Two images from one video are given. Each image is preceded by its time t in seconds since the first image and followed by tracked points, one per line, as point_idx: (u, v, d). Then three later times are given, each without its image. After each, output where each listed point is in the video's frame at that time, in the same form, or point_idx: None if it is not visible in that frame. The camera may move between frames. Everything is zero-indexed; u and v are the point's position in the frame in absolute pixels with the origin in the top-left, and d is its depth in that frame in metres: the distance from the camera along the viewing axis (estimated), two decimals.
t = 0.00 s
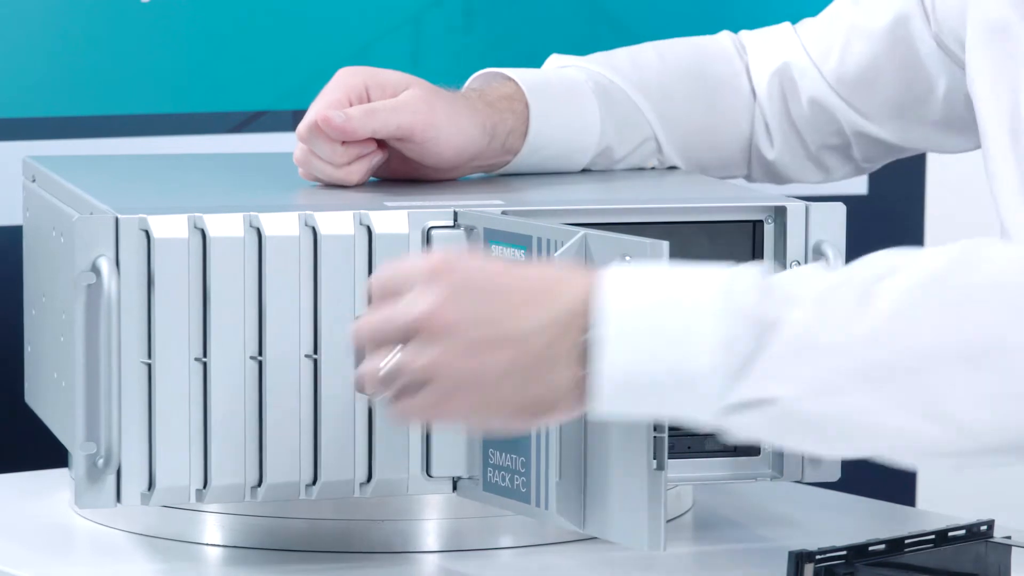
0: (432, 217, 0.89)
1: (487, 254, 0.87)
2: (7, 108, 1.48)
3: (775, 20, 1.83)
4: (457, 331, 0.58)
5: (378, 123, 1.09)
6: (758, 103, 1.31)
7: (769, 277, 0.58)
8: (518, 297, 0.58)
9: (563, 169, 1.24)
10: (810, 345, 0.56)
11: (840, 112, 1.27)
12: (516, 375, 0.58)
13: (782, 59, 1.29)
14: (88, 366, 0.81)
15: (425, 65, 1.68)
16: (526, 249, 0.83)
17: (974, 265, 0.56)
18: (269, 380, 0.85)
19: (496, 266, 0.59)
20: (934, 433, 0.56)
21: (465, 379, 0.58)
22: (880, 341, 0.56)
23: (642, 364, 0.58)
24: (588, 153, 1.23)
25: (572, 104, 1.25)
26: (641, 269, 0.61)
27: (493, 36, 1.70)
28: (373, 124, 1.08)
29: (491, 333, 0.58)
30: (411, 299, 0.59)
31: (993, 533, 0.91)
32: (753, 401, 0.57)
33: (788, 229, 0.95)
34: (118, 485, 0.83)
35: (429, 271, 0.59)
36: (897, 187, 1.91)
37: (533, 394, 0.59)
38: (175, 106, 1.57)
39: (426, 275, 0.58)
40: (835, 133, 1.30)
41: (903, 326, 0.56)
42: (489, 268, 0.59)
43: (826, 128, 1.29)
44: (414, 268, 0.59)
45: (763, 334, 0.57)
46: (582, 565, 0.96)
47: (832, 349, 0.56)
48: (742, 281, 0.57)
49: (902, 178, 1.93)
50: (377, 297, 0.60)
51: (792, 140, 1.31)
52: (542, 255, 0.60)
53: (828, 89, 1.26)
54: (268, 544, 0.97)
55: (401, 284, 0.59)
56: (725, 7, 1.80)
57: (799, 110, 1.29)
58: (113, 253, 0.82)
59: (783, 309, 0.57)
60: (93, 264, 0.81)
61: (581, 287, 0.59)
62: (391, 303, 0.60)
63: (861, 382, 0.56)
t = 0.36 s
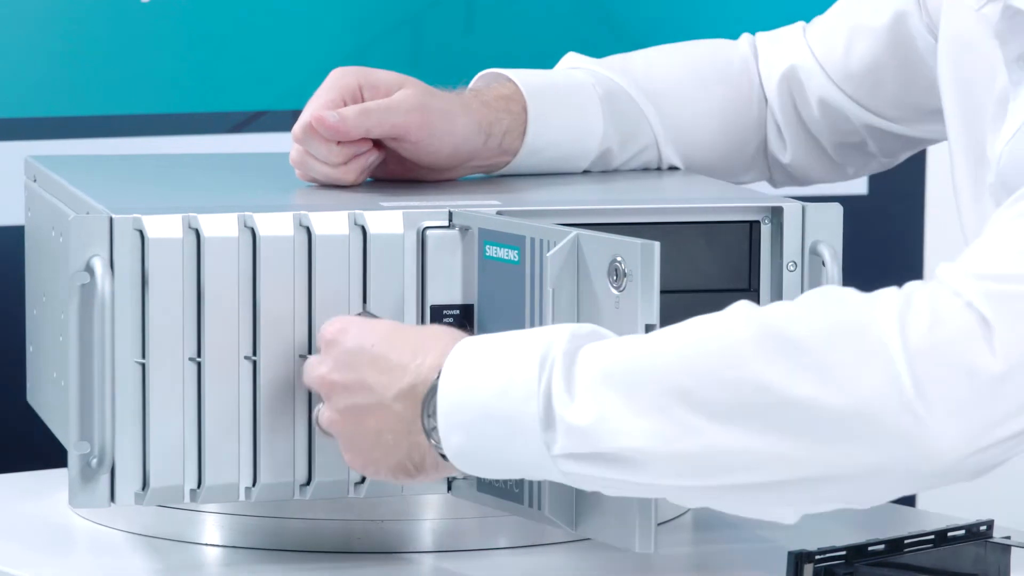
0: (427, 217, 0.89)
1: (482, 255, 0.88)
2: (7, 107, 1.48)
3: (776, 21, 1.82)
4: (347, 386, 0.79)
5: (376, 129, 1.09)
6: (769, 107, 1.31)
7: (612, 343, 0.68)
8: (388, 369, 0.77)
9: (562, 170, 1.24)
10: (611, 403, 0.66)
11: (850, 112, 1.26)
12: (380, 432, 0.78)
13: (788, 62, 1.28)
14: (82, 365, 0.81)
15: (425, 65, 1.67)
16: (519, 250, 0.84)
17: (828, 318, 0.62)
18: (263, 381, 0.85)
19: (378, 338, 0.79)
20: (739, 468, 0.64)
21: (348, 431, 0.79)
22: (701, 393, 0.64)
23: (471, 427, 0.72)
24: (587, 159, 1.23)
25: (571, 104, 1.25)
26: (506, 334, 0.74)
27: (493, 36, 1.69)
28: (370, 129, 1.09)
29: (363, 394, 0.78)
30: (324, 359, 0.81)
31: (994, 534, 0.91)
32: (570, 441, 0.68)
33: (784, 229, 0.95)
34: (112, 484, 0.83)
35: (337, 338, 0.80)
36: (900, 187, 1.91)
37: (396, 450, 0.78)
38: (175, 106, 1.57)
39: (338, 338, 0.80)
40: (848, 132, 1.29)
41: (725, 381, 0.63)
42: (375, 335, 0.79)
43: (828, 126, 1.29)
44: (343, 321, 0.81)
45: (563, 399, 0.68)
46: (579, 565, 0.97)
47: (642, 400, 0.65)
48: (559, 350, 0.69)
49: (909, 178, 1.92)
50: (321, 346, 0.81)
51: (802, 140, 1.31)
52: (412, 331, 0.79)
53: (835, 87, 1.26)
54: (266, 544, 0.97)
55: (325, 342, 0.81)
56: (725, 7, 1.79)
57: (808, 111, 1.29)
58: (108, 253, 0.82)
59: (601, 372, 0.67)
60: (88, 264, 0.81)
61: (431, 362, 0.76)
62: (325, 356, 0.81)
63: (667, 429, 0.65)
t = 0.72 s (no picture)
0: (418, 217, 0.89)
1: (471, 256, 0.88)
2: (7, 107, 1.49)
3: (775, 21, 1.82)
4: (343, 389, 0.81)
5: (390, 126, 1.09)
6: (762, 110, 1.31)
7: (595, 373, 0.69)
8: (382, 375, 0.79)
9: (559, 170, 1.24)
10: (585, 440, 0.68)
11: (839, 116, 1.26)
12: (373, 437, 0.80)
13: (777, 65, 1.28)
14: (71, 363, 0.82)
15: (425, 66, 1.67)
16: (506, 251, 0.84)
17: (795, 362, 0.63)
18: (252, 381, 0.85)
19: (375, 344, 0.81)
20: (708, 515, 0.65)
21: (341, 432, 0.81)
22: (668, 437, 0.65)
23: (456, 445, 0.74)
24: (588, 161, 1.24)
25: (567, 104, 1.25)
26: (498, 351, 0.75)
27: (492, 36, 1.69)
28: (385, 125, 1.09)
29: (357, 399, 0.80)
30: (322, 356, 0.83)
31: (994, 533, 0.90)
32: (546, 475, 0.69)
33: (778, 230, 0.95)
34: (102, 482, 0.83)
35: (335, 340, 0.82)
36: (901, 187, 1.90)
37: (388, 457, 0.80)
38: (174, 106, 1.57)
39: (336, 338, 0.82)
40: (838, 136, 1.29)
41: (691, 426, 0.64)
42: (374, 339, 0.81)
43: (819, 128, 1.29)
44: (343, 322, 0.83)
45: (542, 426, 0.69)
46: (576, 566, 0.97)
47: (610, 447, 0.67)
48: (543, 378, 0.70)
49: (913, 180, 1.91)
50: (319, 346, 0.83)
51: (795, 143, 1.31)
52: (408, 338, 0.81)
53: (823, 91, 1.26)
54: (265, 544, 0.97)
55: (324, 343, 0.83)
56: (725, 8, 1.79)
57: (797, 116, 1.28)
58: (98, 252, 0.82)
59: (577, 405, 0.68)
60: (77, 264, 0.82)
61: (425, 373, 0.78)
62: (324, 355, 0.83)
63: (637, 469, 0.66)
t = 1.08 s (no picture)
0: (421, 217, 0.89)
1: (480, 255, 0.88)
2: (7, 108, 1.49)
3: (778, 18, 1.81)
4: (357, 396, 0.82)
5: (439, 159, 1.06)
6: (750, 106, 1.31)
7: (612, 400, 0.71)
8: (398, 386, 0.81)
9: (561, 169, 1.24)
10: (603, 473, 0.70)
11: (828, 116, 1.27)
12: (386, 445, 0.81)
13: (766, 67, 1.28)
14: (75, 363, 0.82)
15: (425, 67, 1.67)
16: (521, 251, 0.84)
17: (805, 401, 0.66)
18: (257, 381, 0.85)
19: (391, 354, 0.82)
20: (722, 550, 0.68)
21: (353, 439, 0.82)
22: (684, 472, 0.68)
23: (472, 465, 0.75)
24: (590, 163, 1.23)
25: (568, 105, 1.25)
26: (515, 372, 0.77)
27: (492, 36, 1.69)
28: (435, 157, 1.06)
29: (373, 408, 0.81)
30: (334, 361, 0.83)
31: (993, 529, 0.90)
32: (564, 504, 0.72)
33: (781, 229, 0.95)
34: (106, 483, 0.83)
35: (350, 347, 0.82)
36: (901, 187, 1.90)
37: (400, 466, 0.81)
38: (174, 106, 1.57)
39: (351, 346, 0.82)
40: (829, 135, 1.30)
41: (707, 462, 0.67)
42: (388, 350, 0.82)
43: (814, 127, 1.29)
44: (357, 328, 0.83)
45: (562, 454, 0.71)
46: (576, 565, 0.97)
47: (628, 480, 0.69)
48: (562, 406, 0.72)
49: (914, 180, 1.91)
50: (331, 351, 0.84)
51: (785, 142, 1.32)
52: (419, 349, 0.82)
53: (812, 91, 1.26)
54: (265, 544, 0.97)
55: (336, 350, 0.83)
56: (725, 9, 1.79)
57: (788, 116, 1.29)
58: (102, 252, 0.82)
59: (595, 436, 0.70)
60: (81, 264, 0.81)
61: (439, 387, 0.79)
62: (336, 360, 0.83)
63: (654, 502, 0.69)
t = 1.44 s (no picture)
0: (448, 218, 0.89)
1: (506, 255, 0.89)
2: (5, 107, 1.44)
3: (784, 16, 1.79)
4: (376, 385, 0.82)
5: (449, 160, 1.06)
6: (748, 105, 1.31)
7: (628, 407, 0.72)
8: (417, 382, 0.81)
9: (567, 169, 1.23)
10: (617, 483, 0.71)
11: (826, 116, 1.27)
12: (400, 437, 0.81)
13: (764, 65, 1.28)
14: (104, 364, 0.83)
15: (425, 68, 1.62)
16: (550, 249, 0.85)
17: (823, 416, 0.67)
18: (283, 382, 0.85)
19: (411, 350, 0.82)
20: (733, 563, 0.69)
21: (365, 429, 0.83)
22: (698, 484, 0.69)
23: (487, 465, 0.76)
24: (589, 161, 1.22)
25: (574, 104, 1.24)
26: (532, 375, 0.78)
27: (493, 37, 1.64)
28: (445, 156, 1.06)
29: (390, 399, 0.81)
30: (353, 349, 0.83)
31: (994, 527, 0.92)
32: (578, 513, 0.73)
33: (796, 226, 0.95)
34: (132, 485, 0.84)
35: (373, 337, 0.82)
36: (899, 185, 1.91)
37: (410, 461, 0.82)
38: (176, 105, 1.52)
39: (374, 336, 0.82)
40: (827, 135, 1.30)
41: (719, 477, 0.68)
42: (408, 345, 0.82)
43: (814, 127, 1.29)
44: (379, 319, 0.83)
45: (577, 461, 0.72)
46: (584, 564, 0.96)
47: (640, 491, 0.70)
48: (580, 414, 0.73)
49: (912, 179, 1.91)
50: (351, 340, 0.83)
51: (782, 140, 1.32)
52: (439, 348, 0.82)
53: (809, 92, 1.26)
54: (266, 544, 0.96)
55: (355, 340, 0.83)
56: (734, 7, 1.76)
57: (786, 115, 1.29)
58: (128, 255, 0.82)
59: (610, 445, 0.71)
60: (108, 266, 0.82)
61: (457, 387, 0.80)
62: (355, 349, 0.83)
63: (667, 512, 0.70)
